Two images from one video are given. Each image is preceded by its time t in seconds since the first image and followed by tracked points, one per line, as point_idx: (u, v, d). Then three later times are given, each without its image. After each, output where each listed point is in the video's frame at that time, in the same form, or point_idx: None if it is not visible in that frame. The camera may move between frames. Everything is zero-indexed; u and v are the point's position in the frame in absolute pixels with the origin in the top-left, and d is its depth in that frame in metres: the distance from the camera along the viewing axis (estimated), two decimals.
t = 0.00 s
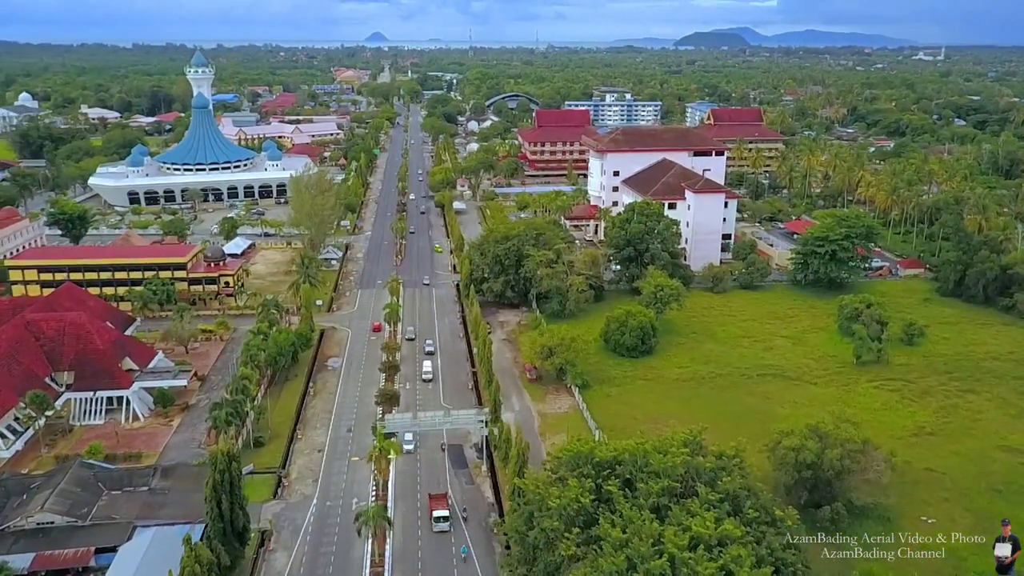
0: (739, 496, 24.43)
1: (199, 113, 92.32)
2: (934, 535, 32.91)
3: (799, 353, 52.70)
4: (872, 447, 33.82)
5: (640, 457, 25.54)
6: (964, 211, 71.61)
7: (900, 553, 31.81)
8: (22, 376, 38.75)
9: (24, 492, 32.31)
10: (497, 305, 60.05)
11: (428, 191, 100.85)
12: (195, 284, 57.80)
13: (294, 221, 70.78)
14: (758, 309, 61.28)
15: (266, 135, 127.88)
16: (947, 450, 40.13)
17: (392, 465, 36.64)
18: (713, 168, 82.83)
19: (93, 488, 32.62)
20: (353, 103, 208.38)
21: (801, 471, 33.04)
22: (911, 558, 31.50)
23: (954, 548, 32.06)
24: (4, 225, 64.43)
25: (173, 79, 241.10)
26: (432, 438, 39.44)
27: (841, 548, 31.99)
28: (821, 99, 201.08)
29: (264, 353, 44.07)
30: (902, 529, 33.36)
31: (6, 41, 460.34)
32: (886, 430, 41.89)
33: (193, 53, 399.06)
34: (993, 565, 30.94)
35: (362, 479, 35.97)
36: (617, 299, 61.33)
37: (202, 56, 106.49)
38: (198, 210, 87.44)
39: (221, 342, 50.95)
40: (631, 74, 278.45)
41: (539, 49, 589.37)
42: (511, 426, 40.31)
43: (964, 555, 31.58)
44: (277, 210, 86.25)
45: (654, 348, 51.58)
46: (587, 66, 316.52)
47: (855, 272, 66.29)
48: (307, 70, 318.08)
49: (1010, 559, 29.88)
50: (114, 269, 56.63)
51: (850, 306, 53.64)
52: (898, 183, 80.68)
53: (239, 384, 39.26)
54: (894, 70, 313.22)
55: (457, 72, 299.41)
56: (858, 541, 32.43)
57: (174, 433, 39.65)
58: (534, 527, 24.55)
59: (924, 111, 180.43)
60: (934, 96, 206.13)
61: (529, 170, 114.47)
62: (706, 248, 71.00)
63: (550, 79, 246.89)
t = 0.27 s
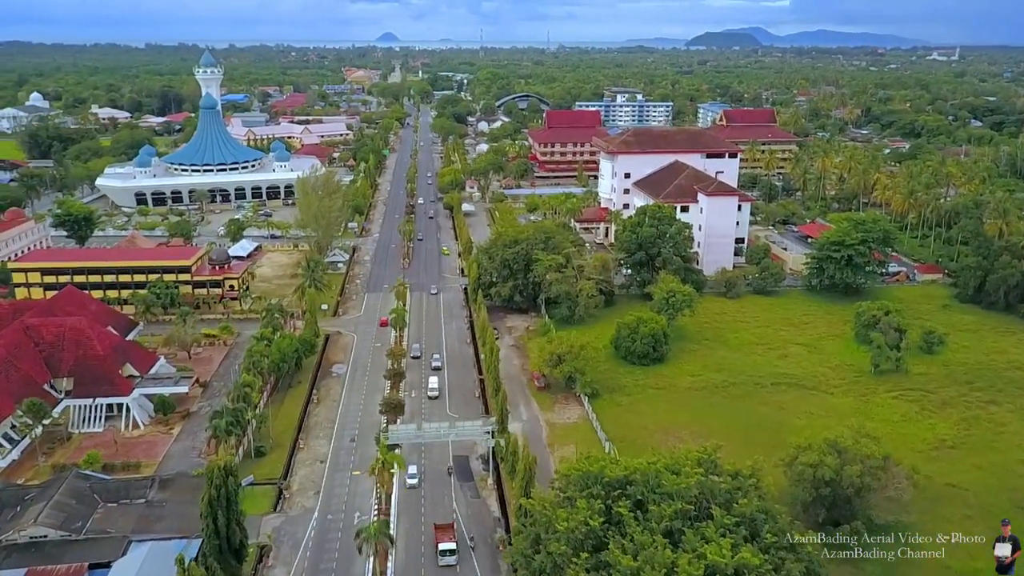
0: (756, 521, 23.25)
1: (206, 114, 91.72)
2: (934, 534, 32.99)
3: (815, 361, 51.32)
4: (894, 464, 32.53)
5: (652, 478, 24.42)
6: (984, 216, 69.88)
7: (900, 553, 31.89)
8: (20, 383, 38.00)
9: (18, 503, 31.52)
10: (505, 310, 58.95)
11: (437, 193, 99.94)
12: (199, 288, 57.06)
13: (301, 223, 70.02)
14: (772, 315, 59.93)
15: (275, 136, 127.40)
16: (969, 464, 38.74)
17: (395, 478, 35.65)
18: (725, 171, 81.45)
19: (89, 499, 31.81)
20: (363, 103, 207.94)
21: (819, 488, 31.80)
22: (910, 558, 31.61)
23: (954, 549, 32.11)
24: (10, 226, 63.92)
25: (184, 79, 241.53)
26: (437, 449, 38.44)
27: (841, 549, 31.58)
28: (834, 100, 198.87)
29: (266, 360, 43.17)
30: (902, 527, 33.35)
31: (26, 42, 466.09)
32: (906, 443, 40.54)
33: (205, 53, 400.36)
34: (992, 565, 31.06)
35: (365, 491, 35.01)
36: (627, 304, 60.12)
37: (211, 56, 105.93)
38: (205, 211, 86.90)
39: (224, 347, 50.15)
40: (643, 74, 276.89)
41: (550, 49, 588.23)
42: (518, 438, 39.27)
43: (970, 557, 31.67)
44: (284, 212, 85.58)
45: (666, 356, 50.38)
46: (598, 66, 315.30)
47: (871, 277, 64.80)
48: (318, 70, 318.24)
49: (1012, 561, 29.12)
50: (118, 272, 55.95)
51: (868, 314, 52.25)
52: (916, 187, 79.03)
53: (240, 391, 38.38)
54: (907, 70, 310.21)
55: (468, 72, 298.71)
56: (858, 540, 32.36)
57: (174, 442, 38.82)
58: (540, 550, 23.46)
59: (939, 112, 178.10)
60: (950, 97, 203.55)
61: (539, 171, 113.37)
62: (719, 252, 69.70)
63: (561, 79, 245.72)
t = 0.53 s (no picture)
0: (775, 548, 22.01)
1: (215, 114, 91.10)
2: (936, 535, 32.82)
3: (832, 371, 49.92)
4: (918, 483, 31.17)
5: (666, 501, 23.24)
6: (1006, 221, 68.14)
7: (912, 564, 31.08)
8: (17, 390, 37.20)
9: (11, 516, 30.65)
10: (514, 316, 57.80)
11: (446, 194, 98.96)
12: (204, 291, 56.27)
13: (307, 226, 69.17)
14: (788, 322, 58.49)
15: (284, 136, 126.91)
16: (995, 481, 37.25)
17: (399, 492, 34.57)
18: (739, 174, 79.98)
19: (84, 513, 30.94)
20: (374, 103, 207.48)
21: (839, 508, 30.50)
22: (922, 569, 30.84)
23: (954, 550, 32.11)
24: (15, 228, 63.35)
25: (196, 79, 242.04)
26: (443, 461, 37.36)
27: (842, 551, 30.70)
28: (849, 101, 196.60)
29: (269, 367, 42.20)
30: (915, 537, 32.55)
31: (42, 42, 469.68)
32: (928, 459, 39.08)
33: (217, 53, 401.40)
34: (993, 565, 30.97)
35: (367, 505, 33.97)
36: (639, 310, 58.84)
37: (220, 57, 105.35)
38: (213, 212, 86.32)
39: (228, 352, 49.29)
40: (655, 74, 275.33)
41: (562, 49, 587.25)
42: (525, 451, 38.15)
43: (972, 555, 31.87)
44: (292, 214, 84.89)
45: (678, 365, 49.11)
46: (611, 66, 314.06)
47: (890, 283, 63.22)
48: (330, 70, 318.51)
49: (1009, 558, 27.30)
50: (121, 275, 55.22)
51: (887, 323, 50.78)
52: (935, 191, 77.29)
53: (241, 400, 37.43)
54: (923, 70, 306.91)
55: (480, 72, 298.00)
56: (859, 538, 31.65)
57: (174, 452, 37.92)
58: None
59: (956, 113, 175.59)
60: (966, 98, 200.76)
61: (550, 172, 112.21)
62: (732, 257, 68.30)
63: (573, 80, 244.44)
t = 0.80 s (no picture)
0: None
1: (223, 115, 90.50)
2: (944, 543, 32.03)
3: (849, 380, 48.57)
4: (942, 503, 29.91)
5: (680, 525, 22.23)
6: None
7: None
8: (14, 397, 36.43)
9: (4, 528, 29.84)
10: (523, 321, 56.72)
11: (455, 196, 98.04)
12: (208, 295, 55.53)
13: (314, 228, 68.40)
14: (804, 329, 57.16)
15: (294, 137, 126.46)
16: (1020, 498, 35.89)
17: (403, 505, 33.62)
18: (753, 176, 78.56)
19: (78, 526, 30.08)
20: (385, 103, 207.05)
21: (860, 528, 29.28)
22: None
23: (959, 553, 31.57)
24: (20, 229, 62.86)
25: (207, 79, 242.44)
26: (448, 474, 36.35)
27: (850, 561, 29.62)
28: (864, 102, 194.48)
29: (272, 374, 41.32)
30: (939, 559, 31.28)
31: (55, 42, 472.10)
32: (950, 474, 37.77)
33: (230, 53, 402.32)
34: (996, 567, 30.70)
35: (370, 519, 33.02)
36: (650, 316, 57.61)
37: (229, 57, 104.78)
38: (220, 214, 85.77)
39: (231, 358, 48.50)
40: (668, 75, 273.66)
41: (573, 49, 586.93)
42: (533, 464, 37.09)
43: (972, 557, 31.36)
44: (300, 215, 84.24)
45: (691, 373, 47.91)
46: (623, 66, 312.57)
47: (908, 289, 61.71)
48: (341, 70, 318.81)
49: (1010, 560, 28.36)
50: (125, 278, 54.56)
51: (906, 331, 49.45)
52: (954, 194, 75.69)
53: (242, 410, 36.53)
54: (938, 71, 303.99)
55: (491, 72, 297.33)
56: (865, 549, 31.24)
57: (173, 461, 37.10)
58: None
59: (973, 115, 173.26)
60: (983, 99, 198.08)
61: (560, 174, 111.10)
62: (746, 261, 66.95)
63: (584, 80, 243.18)
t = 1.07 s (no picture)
0: None
1: (232, 115, 89.84)
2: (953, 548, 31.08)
3: (868, 390, 47.13)
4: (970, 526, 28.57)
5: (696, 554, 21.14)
6: None
7: None
8: (11, 405, 35.66)
9: None
10: (533, 327, 55.55)
11: (465, 197, 97.04)
12: (214, 299, 54.74)
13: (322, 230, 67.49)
14: (821, 336, 55.70)
15: (304, 138, 125.88)
16: None
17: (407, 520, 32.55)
18: (769, 179, 77.00)
19: (72, 540, 29.22)
20: (396, 103, 206.42)
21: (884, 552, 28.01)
22: None
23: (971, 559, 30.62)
24: (25, 231, 62.32)
25: (219, 79, 242.69)
26: (454, 487, 35.27)
27: None
28: (879, 103, 192.14)
29: (275, 382, 40.38)
30: None
31: (70, 41, 475.07)
32: (975, 492, 36.36)
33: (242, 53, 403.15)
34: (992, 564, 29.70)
35: (373, 535, 31.98)
36: (663, 322, 56.25)
37: (239, 57, 104.15)
38: (228, 215, 85.13)
39: (235, 363, 47.64)
40: (680, 75, 271.81)
41: (585, 49, 585.16)
42: (542, 477, 35.94)
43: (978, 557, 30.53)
44: (309, 217, 83.48)
45: (705, 382, 46.62)
46: (635, 67, 310.94)
47: (928, 295, 60.03)
48: (353, 70, 318.72)
49: (1010, 560, 28.37)
50: (130, 281, 53.86)
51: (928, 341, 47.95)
52: (975, 198, 73.97)
53: (243, 420, 35.59)
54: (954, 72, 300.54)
55: (502, 72, 296.39)
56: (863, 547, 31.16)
57: (173, 471, 36.24)
58: None
59: (991, 116, 170.66)
60: (1001, 100, 195.24)
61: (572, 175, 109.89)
62: (761, 266, 65.51)
63: (596, 80, 241.76)
